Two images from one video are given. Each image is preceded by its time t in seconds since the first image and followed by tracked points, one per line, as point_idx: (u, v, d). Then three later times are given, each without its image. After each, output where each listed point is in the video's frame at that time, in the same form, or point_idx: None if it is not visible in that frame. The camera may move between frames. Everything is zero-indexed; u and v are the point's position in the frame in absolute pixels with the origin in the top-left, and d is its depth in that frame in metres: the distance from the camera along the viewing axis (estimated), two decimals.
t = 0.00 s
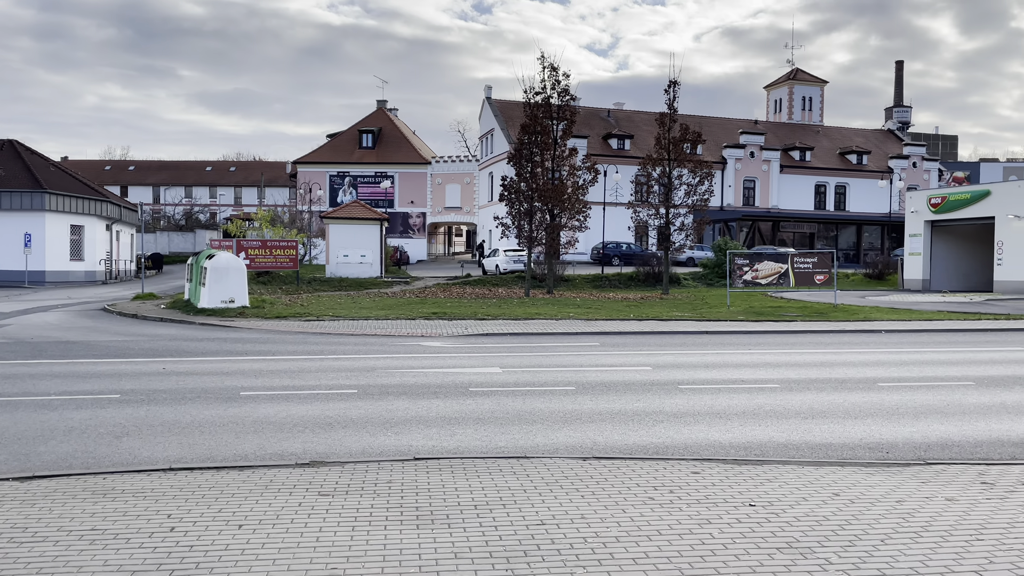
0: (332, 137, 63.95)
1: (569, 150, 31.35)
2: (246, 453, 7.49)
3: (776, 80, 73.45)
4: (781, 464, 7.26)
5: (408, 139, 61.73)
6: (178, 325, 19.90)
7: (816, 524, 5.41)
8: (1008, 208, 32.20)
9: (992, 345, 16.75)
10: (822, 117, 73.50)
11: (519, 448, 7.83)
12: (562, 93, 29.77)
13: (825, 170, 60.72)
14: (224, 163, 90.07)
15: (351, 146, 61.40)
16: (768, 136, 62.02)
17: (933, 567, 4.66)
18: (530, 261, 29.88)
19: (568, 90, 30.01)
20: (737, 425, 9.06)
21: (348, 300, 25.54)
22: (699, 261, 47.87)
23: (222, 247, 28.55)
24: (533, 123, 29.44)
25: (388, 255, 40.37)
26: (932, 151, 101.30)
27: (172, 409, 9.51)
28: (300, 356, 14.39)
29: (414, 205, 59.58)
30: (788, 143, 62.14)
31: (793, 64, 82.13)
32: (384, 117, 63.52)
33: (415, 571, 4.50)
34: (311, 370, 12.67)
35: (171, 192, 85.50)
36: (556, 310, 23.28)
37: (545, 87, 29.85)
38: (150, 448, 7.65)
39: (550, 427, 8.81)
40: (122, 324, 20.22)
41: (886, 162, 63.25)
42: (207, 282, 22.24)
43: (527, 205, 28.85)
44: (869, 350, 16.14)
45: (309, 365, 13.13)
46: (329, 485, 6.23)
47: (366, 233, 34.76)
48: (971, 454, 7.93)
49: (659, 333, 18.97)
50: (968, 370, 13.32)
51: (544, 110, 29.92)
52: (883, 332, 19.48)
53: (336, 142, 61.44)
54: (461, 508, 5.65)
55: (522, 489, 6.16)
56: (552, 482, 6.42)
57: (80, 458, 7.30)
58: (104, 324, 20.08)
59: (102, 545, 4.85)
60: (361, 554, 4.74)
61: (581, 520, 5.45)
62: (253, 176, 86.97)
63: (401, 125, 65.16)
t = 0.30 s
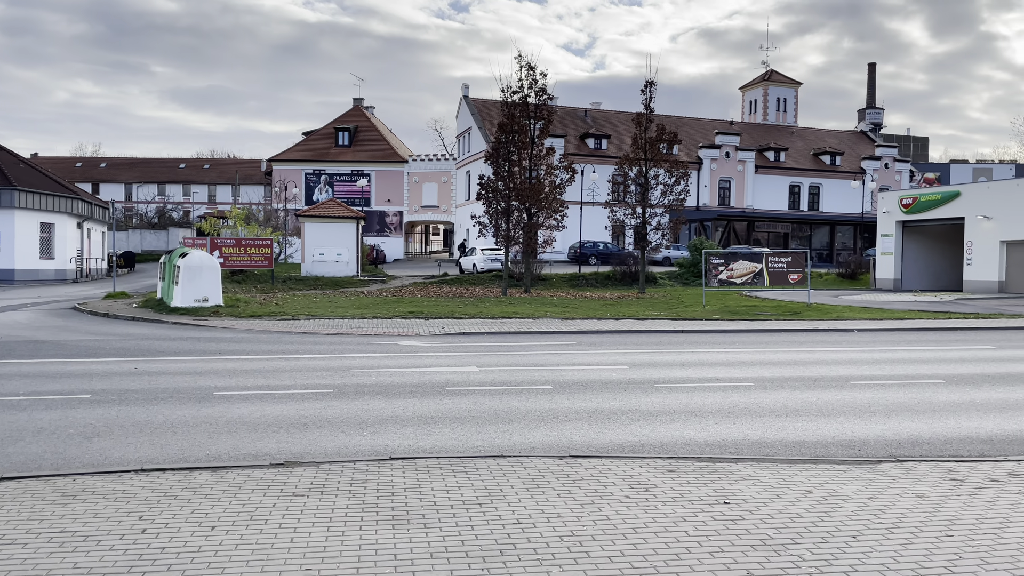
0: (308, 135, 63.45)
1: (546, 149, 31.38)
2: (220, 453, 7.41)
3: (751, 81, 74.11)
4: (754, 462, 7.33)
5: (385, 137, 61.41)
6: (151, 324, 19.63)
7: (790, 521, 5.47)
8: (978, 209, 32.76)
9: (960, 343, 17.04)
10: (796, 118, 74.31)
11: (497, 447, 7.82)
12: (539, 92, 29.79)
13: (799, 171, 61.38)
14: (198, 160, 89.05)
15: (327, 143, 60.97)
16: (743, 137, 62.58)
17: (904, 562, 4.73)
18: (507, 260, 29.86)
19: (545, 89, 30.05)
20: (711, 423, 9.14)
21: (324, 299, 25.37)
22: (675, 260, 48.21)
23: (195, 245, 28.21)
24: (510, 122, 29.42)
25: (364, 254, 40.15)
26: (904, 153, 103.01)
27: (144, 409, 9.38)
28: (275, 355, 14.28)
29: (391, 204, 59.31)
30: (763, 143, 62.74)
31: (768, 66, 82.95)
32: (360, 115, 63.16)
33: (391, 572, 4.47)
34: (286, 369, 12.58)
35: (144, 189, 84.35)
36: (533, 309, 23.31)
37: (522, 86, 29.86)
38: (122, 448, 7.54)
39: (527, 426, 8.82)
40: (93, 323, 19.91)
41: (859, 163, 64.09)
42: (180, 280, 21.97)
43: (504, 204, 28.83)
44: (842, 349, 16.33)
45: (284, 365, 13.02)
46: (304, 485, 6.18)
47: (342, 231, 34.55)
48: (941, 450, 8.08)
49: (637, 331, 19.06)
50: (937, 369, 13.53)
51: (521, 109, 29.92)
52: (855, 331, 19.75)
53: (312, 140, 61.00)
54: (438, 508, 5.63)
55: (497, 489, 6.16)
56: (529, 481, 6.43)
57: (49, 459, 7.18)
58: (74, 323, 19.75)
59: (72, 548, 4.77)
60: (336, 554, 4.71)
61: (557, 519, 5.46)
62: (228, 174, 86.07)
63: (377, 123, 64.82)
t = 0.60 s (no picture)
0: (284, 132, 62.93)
1: (523, 149, 31.38)
2: (193, 454, 7.32)
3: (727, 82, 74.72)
4: (730, 460, 7.39)
5: (361, 135, 61.06)
6: (122, 323, 19.35)
7: (764, 519, 5.52)
8: (948, 210, 33.29)
9: (927, 341, 17.30)
10: (771, 119, 75.05)
11: (472, 447, 7.80)
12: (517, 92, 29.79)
13: (774, 172, 61.98)
14: (171, 158, 87.98)
15: (303, 142, 60.51)
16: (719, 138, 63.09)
17: (876, 559, 4.80)
18: (484, 259, 29.83)
19: (522, 89, 30.06)
20: (687, 422, 9.20)
21: (300, 298, 25.12)
22: (651, 259, 48.49)
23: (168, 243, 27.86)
24: (487, 121, 29.37)
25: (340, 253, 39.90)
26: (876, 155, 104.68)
27: (115, 410, 9.24)
28: (248, 355, 14.14)
29: (368, 203, 59.00)
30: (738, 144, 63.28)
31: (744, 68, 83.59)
32: (336, 113, 62.76)
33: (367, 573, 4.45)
34: (261, 369, 12.46)
35: (116, 187, 83.20)
36: (510, 309, 23.31)
37: (500, 86, 29.84)
38: (91, 450, 7.42)
39: (504, 425, 8.84)
40: (62, 322, 19.59)
41: (833, 164, 64.84)
42: (152, 279, 21.68)
43: (481, 203, 28.80)
44: (815, 348, 16.47)
45: (259, 364, 12.89)
46: (278, 486, 6.13)
47: (318, 230, 34.31)
48: (912, 449, 8.19)
49: (613, 331, 19.13)
50: (908, 368, 13.71)
51: (499, 108, 29.90)
52: (827, 331, 20.00)
53: (288, 137, 60.52)
54: (413, 509, 5.60)
55: (474, 488, 6.15)
56: (507, 480, 6.42)
57: (17, 462, 7.04)
58: (43, 322, 19.42)
59: (41, 551, 4.69)
60: (310, 555, 4.68)
61: (534, 518, 5.46)
62: (202, 172, 85.15)
63: (354, 122, 64.45)
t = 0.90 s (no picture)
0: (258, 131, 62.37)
1: (500, 149, 31.38)
2: (166, 456, 7.23)
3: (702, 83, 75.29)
4: (705, 459, 7.45)
5: (336, 134, 60.65)
6: (92, 324, 19.03)
7: (737, 518, 5.57)
8: (919, 212, 33.81)
9: (900, 338, 17.59)
10: (745, 121, 75.77)
11: (448, 448, 7.79)
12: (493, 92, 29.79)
13: (748, 173, 62.56)
14: (144, 156, 86.82)
15: (278, 140, 59.99)
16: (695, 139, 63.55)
17: (847, 557, 4.86)
18: (461, 259, 29.76)
19: (499, 89, 30.07)
20: (662, 422, 9.25)
21: (274, 298, 24.88)
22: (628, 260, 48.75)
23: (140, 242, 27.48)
24: (464, 121, 29.32)
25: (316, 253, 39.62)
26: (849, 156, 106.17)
27: (85, 411, 9.09)
28: (222, 355, 13.99)
29: (344, 202, 58.63)
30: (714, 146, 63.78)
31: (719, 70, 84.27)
32: (312, 112, 62.30)
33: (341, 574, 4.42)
34: (236, 370, 12.33)
35: (87, 185, 81.94)
36: (487, 308, 23.31)
37: (477, 85, 29.81)
38: (62, 452, 7.30)
39: (479, 425, 8.85)
40: (31, 322, 19.25)
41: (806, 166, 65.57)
42: (124, 279, 21.38)
43: (458, 203, 28.73)
44: (787, 347, 16.63)
45: (233, 365, 12.78)
46: (252, 487, 6.07)
47: (293, 230, 34.02)
48: (883, 447, 8.31)
49: (589, 331, 19.19)
50: (879, 367, 13.90)
51: (476, 108, 29.88)
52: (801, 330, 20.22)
53: (263, 136, 59.95)
54: (389, 509, 5.58)
55: (449, 488, 6.14)
56: (483, 480, 6.42)
57: None
58: (11, 322, 19.07)
59: (8, 555, 4.61)
60: (285, 557, 4.64)
61: (511, 517, 5.47)
62: (175, 170, 84.14)
63: (330, 120, 64.02)
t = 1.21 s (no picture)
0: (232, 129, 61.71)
1: (476, 149, 31.35)
2: (136, 458, 7.13)
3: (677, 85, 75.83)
4: (680, 459, 7.51)
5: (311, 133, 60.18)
6: (60, 324, 18.72)
7: (712, 516, 5.61)
8: (890, 214, 34.31)
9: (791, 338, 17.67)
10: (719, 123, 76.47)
11: (424, 449, 7.76)
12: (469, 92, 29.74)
13: (722, 174, 63.11)
14: (114, 154, 85.53)
15: (251, 139, 59.39)
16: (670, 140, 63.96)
17: (819, 554, 4.93)
18: (437, 259, 29.66)
19: (475, 89, 30.03)
20: (637, 421, 9.31)
21: (247, 299, 24.64)
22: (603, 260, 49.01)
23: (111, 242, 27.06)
24: (440, 121, 29.23)
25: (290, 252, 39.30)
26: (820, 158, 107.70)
27: (54, 413, 8.94)
28: (195, 356, 13.85)
29: (318, 202, 58.23)
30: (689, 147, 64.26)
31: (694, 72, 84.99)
32: (286, 111, 61.76)
33: None
34: (209, 370, 12.20)
35: (56, 183, 80.59)
36: (462, 309, 23.31)
37: (453, 85, 29.73)
38: (29, 455, 7.17)
39: (455, 426, 8.83)
40: None
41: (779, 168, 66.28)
42: (93, 278, 21.04)
43: (434, 203, 28.63)
44: (759, 347, 16.82)
45: (205, 366, 12.64)
46: (224, 490, 6.00)
47: (267, 230, 33.71)
48: (854, 445, 8.43)
49: (564, 331, 19.25)
50: (849, 367, 14.11)
51: (452, 108, 29.81)
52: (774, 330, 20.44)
53: (236, 135, 59.33)
54: (362, 510, 5.55)
55: (425, 489, 6.12)
56: (458, 481, 6.41)
57: None
58: None
59: None
60: (257, 560, 4.60)
61: (485, 518, 5.46)
62: (146, 168, 83.02)
63: (304, 119, 63.50)
